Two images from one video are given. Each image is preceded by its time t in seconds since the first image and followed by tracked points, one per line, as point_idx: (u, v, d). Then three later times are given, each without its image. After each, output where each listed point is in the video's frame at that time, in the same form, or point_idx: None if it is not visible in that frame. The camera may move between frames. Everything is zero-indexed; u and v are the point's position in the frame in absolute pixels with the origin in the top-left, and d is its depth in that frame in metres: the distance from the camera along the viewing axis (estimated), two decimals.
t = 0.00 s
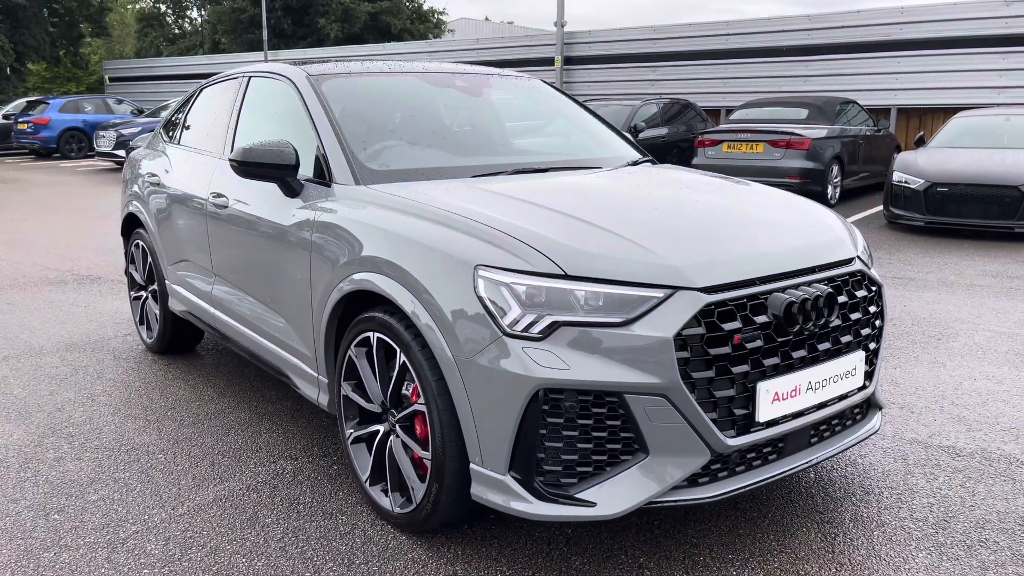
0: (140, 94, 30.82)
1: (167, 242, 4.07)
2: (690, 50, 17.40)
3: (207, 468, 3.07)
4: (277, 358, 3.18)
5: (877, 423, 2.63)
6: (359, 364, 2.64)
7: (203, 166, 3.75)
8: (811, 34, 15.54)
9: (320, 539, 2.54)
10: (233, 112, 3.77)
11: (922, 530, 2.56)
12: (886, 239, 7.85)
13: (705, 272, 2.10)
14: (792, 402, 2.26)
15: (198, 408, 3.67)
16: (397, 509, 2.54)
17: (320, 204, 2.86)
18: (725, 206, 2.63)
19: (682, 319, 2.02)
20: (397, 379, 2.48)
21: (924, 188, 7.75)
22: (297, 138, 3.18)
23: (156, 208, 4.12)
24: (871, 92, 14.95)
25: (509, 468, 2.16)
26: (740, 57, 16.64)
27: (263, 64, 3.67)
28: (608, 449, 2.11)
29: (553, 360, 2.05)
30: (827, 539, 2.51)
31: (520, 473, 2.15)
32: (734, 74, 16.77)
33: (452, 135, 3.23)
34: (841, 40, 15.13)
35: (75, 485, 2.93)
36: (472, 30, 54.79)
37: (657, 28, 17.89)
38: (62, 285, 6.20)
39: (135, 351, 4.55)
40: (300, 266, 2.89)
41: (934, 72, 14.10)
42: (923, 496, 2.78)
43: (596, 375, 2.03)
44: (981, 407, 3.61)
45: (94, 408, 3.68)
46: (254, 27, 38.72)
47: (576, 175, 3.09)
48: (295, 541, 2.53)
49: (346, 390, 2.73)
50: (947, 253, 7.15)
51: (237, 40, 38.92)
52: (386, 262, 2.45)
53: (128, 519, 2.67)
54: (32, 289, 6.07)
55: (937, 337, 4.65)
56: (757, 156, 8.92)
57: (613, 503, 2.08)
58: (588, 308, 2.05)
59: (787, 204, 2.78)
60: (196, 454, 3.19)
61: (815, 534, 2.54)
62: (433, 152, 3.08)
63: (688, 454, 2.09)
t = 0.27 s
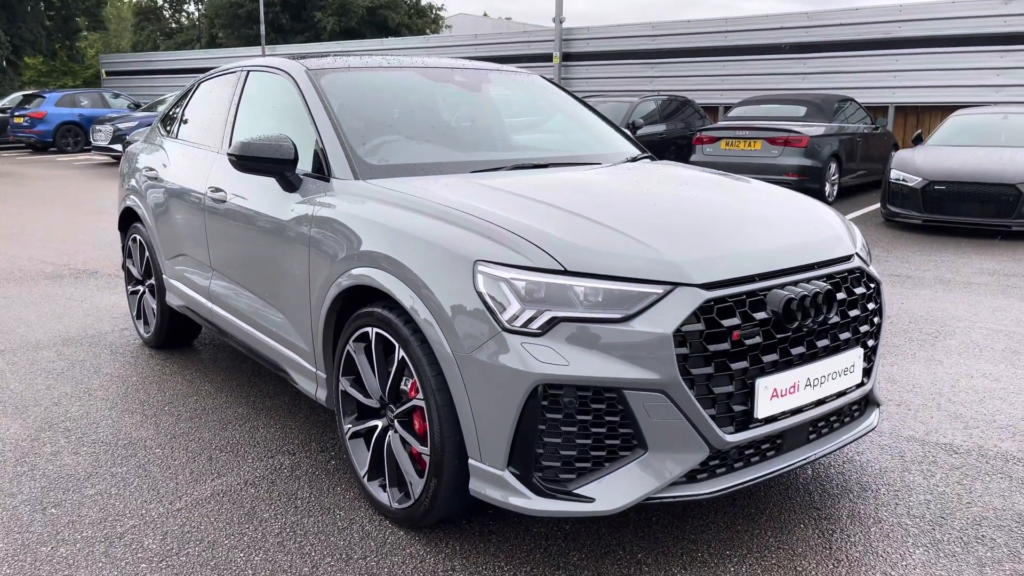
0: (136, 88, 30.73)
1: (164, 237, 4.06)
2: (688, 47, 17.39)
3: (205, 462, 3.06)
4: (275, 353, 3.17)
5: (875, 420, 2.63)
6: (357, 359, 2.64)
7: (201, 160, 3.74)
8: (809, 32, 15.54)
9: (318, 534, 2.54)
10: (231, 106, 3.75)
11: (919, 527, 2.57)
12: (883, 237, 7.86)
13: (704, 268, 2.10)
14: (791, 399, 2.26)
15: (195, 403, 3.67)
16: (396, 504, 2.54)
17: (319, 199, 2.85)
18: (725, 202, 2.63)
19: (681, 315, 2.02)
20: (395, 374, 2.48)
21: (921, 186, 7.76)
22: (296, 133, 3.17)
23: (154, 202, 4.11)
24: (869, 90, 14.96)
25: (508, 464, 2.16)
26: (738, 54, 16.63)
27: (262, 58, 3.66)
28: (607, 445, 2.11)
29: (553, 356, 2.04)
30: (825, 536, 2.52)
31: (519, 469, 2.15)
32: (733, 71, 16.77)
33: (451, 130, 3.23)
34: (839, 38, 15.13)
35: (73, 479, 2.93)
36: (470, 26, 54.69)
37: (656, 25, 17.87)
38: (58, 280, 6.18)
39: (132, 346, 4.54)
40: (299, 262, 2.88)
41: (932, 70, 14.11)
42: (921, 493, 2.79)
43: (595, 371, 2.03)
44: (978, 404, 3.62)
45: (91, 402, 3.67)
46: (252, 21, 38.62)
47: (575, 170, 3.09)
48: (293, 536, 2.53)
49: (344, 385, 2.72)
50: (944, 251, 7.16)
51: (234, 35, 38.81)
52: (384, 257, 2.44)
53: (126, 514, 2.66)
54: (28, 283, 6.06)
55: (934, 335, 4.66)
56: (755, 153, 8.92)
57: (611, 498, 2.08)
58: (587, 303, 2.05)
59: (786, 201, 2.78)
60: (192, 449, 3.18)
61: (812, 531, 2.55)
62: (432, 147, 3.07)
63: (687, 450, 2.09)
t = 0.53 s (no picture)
0: (133, 84, 30.65)
1: (161, 233, 4.05)
2: (686, 45, 17.39)
3: (202, 459, 3.06)
4: (272, 350, 3.17)
5: (872, 418, 2.64)
6: (355, 356, 2.64)
7: (198, 156, 3.73)
8: (807, 30, 15.55)
9: (315, 531, 2.54)
10: (229, 102, 3.74)
11: (916, 525, 2.58)
12: (880, 235, 7.87)
13: (702, 266, 2.10)
14: (788, 397, 2.26)
15: (192, 399, 3.66)
16: (393, 501, 2.54)
17: (317, 195, 2.85)
18: (723, 200, 2.63)
19: (679, 313, 2.02)
20: (393, 371, 2.48)
21: (918, 185, 7.78)
22: (294, 129, 3.16)
23: (151, 198, 4.10)
24: (866, 89, 14.97)
25: (506, 461, 2.16)
26: (736, 52, 16.64)
27: (260, 54, 3.65)
28: (604, 442, 2.11)
29: (551, 353, 2.04)
30: (822, 534, 2.53)
31: (517, 466, 2.15)
32: (730, 69, 16.77)
33: (449, 127, 3.22)
34: (836, 36, 15.13)
35: (69, 475, 2.92)
36: (468, 23, 54.61)
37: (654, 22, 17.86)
38: (55, 275, 6.17)
39: (128, 342, 4.53)
40: (296, 258, 2.88)
41: (929, 69, 14.13)
42: (917, 491, 2.80)
43: (593, 369, 2.03)
44: (974, 403, 3.63)
45: (88, 398, 3.66)
46: (249, 17, 38.54)
47: (573, 168, 3.08)
48: (290, 532, 2.53)
49: (342, 382, 2.72)
50: (941, 250, 7.18)
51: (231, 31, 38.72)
52: (383, 254, 2.44)
53: (122, 510, 2.66)
54: (25, 279, 6.04)
55: (930, 333, 4.67)
56: (752, 151, 8.93)
57: (609, 496, 2.09)
58: (585, 301, 2.05)
59: (784, 199, 2.78)
60: (189, 445, 3.18)
61: (809, 529, 2.55)
62: (430, 144, 3.06)
63: (685, 448, 2.09)
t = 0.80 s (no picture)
0: (130, 81, 30.58)
1: (159, 230, 4.04)
2: (684, 43, 17.38)
3: (199, 456, 3.06)
4: (270, 348, 3.17)
5: (869, 416, 2.65)
6: (353, 353, 2.64)
7: (196, 154, 3.72)
8: (804, 29, 15.56)
9: (314, 528, 2.54)
10: (227, 100, 3.74)
11: (913, 523, 2.58)
12: (878, 234, 7.89)
13: (700, 265, 2.10)
14: (785, 395, 2.27)
15: (190, 397, 3.66)
16: (391, 499, 2.54)
17: (315, 193, 2.84)
18: (721, 199, 2.63)
19: (678, 312, 2.03)
20: (391, 369, 2.48)
21: (915, 184, 7.79)
22: (292, 126, 3.16)
23: (148, 196, 4.09)
24: (863, 88, 15.00)
25: (504, 459, 2.16)
26: (734, 51, 16.64)
27: (258, 52, 3.65)
28: (602, 440, 2.12)
29: (549, 351, 2.04)
30: (819, 532, 2.53)
31: (515, 464, 2.15)
32: (728, 68, 16.78)
33: (447, 125, 3.22)
34: (834, 35, 15.14)
35: (66, 473, 2.92)
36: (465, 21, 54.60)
37: (651, 21, 17.87)
38: (52, 273, 6.15)
39: (126, 340, 4.52)
40: (294, 256, 2.88)
41: (926, 68, 14.15)
42: (914, 489, 2.80)
43: (592, 367, 2.03)
44: (970, 401, 3.64)
45: (85, 396, 3.66)
46: (246, 15, 38.49)
47: (571, 166, 3.08)
48: (288, 530, 2.53)
49: (340, 380, 2.72)
50: (937, 249, 7.19)
51: (229, 28, 38.67)
52: (381, 252, 2.44)
53: (120, 508, 2.66)
54: (21, 276, 6.02)
55: (927, 332, 4.68)
56: (750, 150, 8.93)
57: (606, 493, 2.09)
58: (584, 299, 2.05)
59: (781, 198, 2.79)
60: (187, 443, 3.17)
61: (806, 527, 2.56)
62: (428, 142, 3.06)
63: (682, 445, 2.09)
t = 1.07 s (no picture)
0: (127, 79, 30.50)
1: (156, 229, 4.04)
2: (681, 43, 17.39)
3: (196, 455, 3.06)
4: (266, 346, 3.17)
5: (865, 416, 2.65)
6: (349, 352, 2.64)
7: (193, 152, 3.72)
8: (801, 29, 15.58)
9: (311, 527, 2.54)
10: (224, 98, 3.73)
11: (908, 522, 2.59)
12: (874, 234, 7.90)
13: (697, 264, 2.11)
14: (782, 395, 2.27)
15: (187, 395, 3.66)
16: (387, 498, 2.54)
17: (312, 191, 2.84)
18: (718, 198, 2.63)
19: (674, 311, 2.03)
20: (388, 368, 2.48)
21: (912, 184, 7.81)
22: (289, 125, 3.15)
23: (145, 194, 4.09)
24: (860, 88, 15.03)
25: (500, 458, 2.16)
26: (731, 51, 16.64)
27: (255, 50, 3.65)
28: (599, 439, 2.12)
29: (546, 350, 2.05)
30: (815, 531, 2.54)
31: (512, 463, 2.15)
32: (725, 67, 16.80)
33: (444, 124, 3.22)
34: (831, 35, 15.16)
35: (63, 471, 2.91)
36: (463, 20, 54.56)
37: (649, 20, 17.87)
38: (48, 271, 6.14)
39: (123, 338, 4.52)
40: (291, 255, 2.88)
41: (923, 68, 14.17)
42: (909, 489, 2.81)
43: (588, 365, 2.04)
44: (966, 401, 3.65)
45: (82, 394, 3.66)
46: (243, 12, 38.42)
47: (568, 165, 3.08)
48: (284, 529, 2.53)
49: (337, 378, 2.72)
50: (934, 248, 7.21)
51: (226, 26, 38.62)
52: (377, 251, 2.44)
53: (116, 506, 2.66)
54: (18, 274, 6.02)
55: (923, 332, 4.70)
56: (747, 150, 8.94)
57: (603, 493, 2.09)
58: (580, 298, 2.05)
59: (778, 197, 2.79)
60: (183, 441, 3.17)
61: (802, 526, 2.56)
62: (425, 140, 3.06)
63: (679, 445, 2.10)
